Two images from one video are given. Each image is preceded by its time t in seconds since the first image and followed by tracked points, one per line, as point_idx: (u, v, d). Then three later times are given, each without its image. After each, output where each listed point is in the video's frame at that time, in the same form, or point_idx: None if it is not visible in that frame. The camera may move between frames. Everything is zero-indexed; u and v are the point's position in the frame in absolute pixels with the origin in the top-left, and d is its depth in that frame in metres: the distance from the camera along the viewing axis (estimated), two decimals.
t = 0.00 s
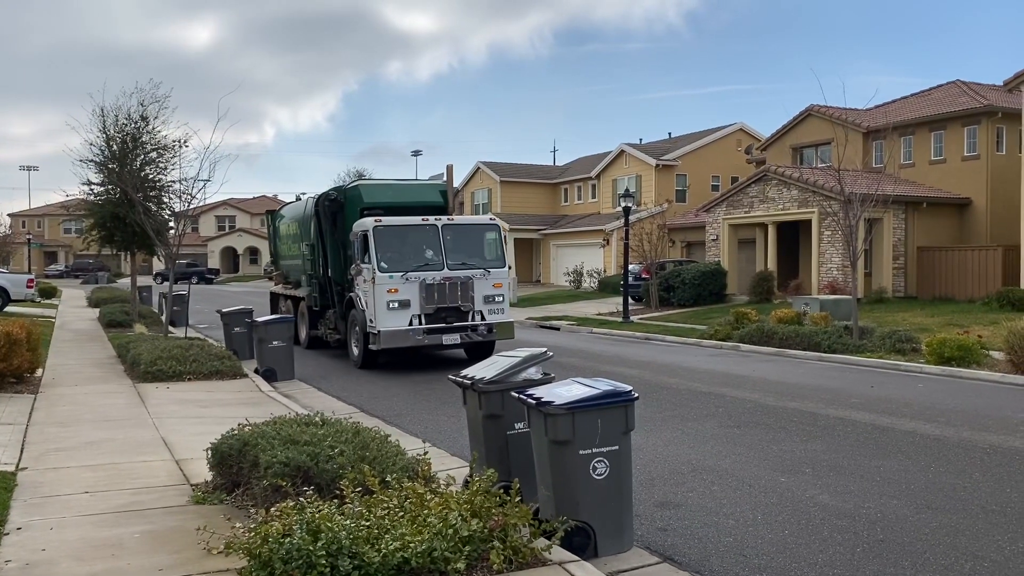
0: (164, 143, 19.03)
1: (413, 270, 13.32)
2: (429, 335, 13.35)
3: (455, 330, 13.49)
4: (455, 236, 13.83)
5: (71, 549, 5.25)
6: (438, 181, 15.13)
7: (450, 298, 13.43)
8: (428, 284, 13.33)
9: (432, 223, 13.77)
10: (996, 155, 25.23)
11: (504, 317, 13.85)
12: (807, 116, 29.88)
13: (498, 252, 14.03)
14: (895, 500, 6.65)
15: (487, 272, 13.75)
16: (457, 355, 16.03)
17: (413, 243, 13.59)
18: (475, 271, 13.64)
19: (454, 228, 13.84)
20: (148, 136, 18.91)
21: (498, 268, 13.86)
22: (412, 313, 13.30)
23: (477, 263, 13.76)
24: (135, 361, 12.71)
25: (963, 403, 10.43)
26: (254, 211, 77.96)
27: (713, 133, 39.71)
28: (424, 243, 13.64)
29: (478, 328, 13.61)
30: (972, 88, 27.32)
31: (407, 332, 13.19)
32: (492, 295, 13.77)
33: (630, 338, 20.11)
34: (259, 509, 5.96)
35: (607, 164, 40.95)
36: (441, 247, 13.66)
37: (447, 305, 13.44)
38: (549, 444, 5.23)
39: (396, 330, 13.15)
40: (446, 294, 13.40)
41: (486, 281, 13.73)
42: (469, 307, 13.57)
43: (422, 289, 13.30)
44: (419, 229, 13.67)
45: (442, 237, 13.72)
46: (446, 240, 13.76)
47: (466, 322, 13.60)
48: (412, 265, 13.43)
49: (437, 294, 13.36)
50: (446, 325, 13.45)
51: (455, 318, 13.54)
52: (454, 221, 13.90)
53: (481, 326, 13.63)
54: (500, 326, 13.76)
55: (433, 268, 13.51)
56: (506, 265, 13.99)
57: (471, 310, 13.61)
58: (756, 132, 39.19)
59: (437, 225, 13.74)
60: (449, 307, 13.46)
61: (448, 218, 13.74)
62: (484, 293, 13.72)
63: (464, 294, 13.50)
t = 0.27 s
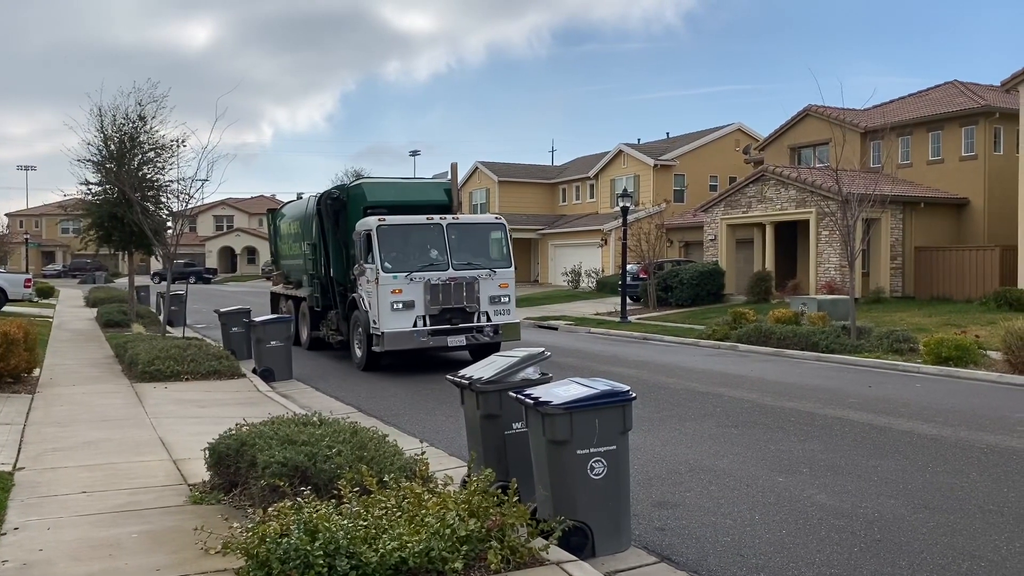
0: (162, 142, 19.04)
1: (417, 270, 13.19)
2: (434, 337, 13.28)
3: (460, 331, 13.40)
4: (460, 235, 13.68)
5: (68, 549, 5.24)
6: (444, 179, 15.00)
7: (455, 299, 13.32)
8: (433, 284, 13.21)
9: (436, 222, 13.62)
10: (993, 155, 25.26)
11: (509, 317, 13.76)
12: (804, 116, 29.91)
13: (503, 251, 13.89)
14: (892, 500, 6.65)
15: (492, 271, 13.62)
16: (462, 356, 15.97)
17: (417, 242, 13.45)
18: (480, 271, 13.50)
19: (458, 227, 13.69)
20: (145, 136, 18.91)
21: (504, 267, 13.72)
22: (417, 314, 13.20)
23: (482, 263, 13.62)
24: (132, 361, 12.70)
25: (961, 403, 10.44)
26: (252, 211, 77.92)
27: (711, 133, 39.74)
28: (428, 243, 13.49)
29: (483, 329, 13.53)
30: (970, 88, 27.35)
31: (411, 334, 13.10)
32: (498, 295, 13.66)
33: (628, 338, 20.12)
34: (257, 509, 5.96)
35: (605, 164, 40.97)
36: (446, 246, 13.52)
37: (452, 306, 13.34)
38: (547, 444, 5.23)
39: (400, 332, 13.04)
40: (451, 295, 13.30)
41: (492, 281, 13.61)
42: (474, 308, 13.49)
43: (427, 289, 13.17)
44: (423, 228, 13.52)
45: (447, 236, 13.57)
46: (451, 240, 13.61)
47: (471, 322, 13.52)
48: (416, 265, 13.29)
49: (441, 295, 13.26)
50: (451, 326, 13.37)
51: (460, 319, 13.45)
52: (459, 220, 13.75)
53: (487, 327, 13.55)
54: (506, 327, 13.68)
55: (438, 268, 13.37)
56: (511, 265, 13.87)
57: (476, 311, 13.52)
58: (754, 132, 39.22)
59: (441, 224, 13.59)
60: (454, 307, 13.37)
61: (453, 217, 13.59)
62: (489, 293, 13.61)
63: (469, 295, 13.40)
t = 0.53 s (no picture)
0: (159, 142, 18.99)
1: (423, 270, 12.91)
2: (440, 338, 12.99)
3: (467, 332, 13.11)
4: (466, 233, 13.37)
5: (65, 549, 5.23)
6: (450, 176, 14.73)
7: (462, 300, 13.03)
8: (439, 285, 12.93)
9: (443, 220, 13.31)
10: (990, 156, 25.30)
11: (518, 319, 13.47)
12: (802, 116, 29.93)
13: (511, 251, 13.58)
14: (889, 500, 6.66)
15: (500, 272, 13.31)
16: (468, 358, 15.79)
17: (423, 241, 13.17)
18: (488, 271, 13.20)
19: (465, 225, 13.38)
20: (143, 135, 18.86)
21: (512, 268, 13.41)
22: (422, 315, 12.92)
23: (490, 263, 13.31)
24: (130, 361, 12.68)
25: (958, 403, 10.45)
26: (250, 210, 77.86)
27: (708, 133, 39.76)
28: (434, 241, 13.20)
29: (491, 331, 13.22)
30: (967, 88, 27.40)
31: (417, 335, 12.80)
32: (506, 296, 13.36)
33: (626, 338, 20.12)
34: (254, 509, 5.95)
35: (603, 164, 40.98)
36: (452, 246, 13.22)
37: (459, 307, 13.05)
38: (545, 444, 5.23)
39: (405, 333, 12.74)
40: (458, 296, 13.01)
41: (499, 282, 13.32)
42: (482, 309, 13.19)
43: (433, 289, 12.90)
44: (429, 227, 13.23)
45: (453, 235, 13.27)
46: (457, 239, 13.31)
47: (478, 324, 13.22)
48: (422, 264, 13.00)
49: (448, 296, 12.97)
50: (458, 327, 13.08)
51: (467, 320, 13.17)
52: (466, 219, 13.45)
53: (494, 328, 13.24)
54: (514, 328, 13.38)
55: (444, 268, 13.07)
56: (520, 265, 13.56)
57: (484, 312, 13.23)
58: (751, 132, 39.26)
59: (448, 223, 13.29)
60: (461, 308, 13.08)
61: (459, 216, 13.29)
62: (497, 294, 13.31)
63: (476, 295, 13.11)
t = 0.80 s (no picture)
0: (156, 141, 18.96)
1: (430, 270, 12.80)
2: (447, 340, 12.81)
3: (475, 334, 12.94)
4: (474, 233, 13.30)
5: (60, 550, 5.22)
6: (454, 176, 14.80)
7: (470, 301, 12.89)
8: (446, 285, 12.80)
9: (450, 219, 13.23)
10: (987, 156, 25.34)
11: (527, 320, 13.29)
12: (799, 117, 29.97)
13: (519, 251, 13.50)
14: (886, 500, 6.66)
15: (508, 271, 13.23)
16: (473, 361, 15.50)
17: (430, 239, 13.06)
18: (496, 271, 13.11)
19: (473, 224, 13.32)
20: (140, 134, 18.82)
21: (520, 268, 13.34)
22: (429, 316, 12.78)
23: (497, 263, 13.24)
24: (126, 360, 12.66)
25: (953, 403, 10.47)
26: (246, 210, 77.78)
27: (705, 133, 39.78)
28: (441, 240, 13.10)
29: (500, 332, 13.05)
30: (963, 89, 27.45)
31: (424, 337, 12.65)
32: (515, 297, 13.23)
33: (623, 338, 20.13)
34: (251, 509, 5.95)
35: (600, 164, 40.99)
36: (460, 245, 13.14)
37: (466, 308, 12.91)
38: (542, 444, 5.23)
39: (412, 335, 12.59)
40: (465, 297, 12.87)
41: (508, 282, 13.20)
42: (490, 310, 13.04)
43: (441, 290, 12.77)
44: (436, 225, 13.13)
45: (460, 234, 13.18)
46: (464, 237, 13.24)
47: (486, 325, 13.07)
48: (429, 264, 12.90)
49: (456, 296, 12.83)
50: (466, 329, 12.91)
51: (475, 321, 13.00)
52: (473, 217, 13.39)
53: (503, 330, 13.07)
54: (523, 330, 13.20)
55: (452, 267, 12.96)
56: (528, 265, 13.48)
57: (492, 314, 13.08)
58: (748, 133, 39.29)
59: (455, 221, 13.22)
60: (469, 309, 12.93)
61: (467, 215, 13.20)
62: (505, 294, 13.18)
63: (484, 296, 12.98)
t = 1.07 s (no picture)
0: (151, 140, 18.95)
1: (438, 270, 12.42)
2: (455, 342, 12.39)
3: (484, 336, 12.53)
4: (483, 232, 12.93)
5: (55, 550, 5.20)
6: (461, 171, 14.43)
7: (479, 301, 12.49)
8: (455, 286, 12.39)
9: (458, 217, 12.87)
10: (982, 156, 25.39)
11: (537, 322, 12.91)
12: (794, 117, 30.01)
13: (529, 250, 13.14)
14: (881, 500, 6.68)
15: (518, 272, 12.85)
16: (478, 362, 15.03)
17: (438, 239, 12.69)
18: (505, 271, 12.73)
19: (481, 223, 12.96)
20: (135, 133, 18.81)
21: (531, 268, 12.96)
22: (437, 318, 12.36)
23: (507, 263, 12.86)
24: (121, 360, 12.63)
25: (948, 403, 10.49)
26: (242, 210, 77.68)
27: (701, 133, 39.82)
28: (449, 240, 12.73)
29: (510, 334, 12.65)
30: (958, 90, 27.52)
31: (432, 339, 12.23)
32: (524, 298, 12.85)
33: (619, 338, 20.14)
34: (246, 509, 5.93)
35: (596, 164, 41.01)
36: (469, 244, 12.77)
37: (475, 309, 12.50)
38: (538, 444, 5.23)
39: (419, 337, 12.16)
40: (474, 298, 12.45)
41: (517, 283, 12.81)
42: (500, 312, 12.65)
43: (449, 291, 12.36)
44: (444, 224, 12.77)
45: (469, 233, 12.82)
46: (473, 237, 12.87)
47: (495, 327, 12.67)
48: (436, 264, 12.50)
49: (464, 297, 12.41)
50: (475, 331, 12.51)
51: (484, 323, 12.61)
52: (482, 216, 13.03)
53: (513, 331, 12.67)
54: (533, 332, 12.81)
55: (460, 267, 12.58)
56: (538, 266, 13.10)
57: (501, 315, 12.69)
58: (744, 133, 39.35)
59: (463, 220, 12.85)
60: (478, 311, 12.53)
61: (476, 213, 12.85)
62: (515, 295, 12.80)
63: (494, 297, 12.58)
